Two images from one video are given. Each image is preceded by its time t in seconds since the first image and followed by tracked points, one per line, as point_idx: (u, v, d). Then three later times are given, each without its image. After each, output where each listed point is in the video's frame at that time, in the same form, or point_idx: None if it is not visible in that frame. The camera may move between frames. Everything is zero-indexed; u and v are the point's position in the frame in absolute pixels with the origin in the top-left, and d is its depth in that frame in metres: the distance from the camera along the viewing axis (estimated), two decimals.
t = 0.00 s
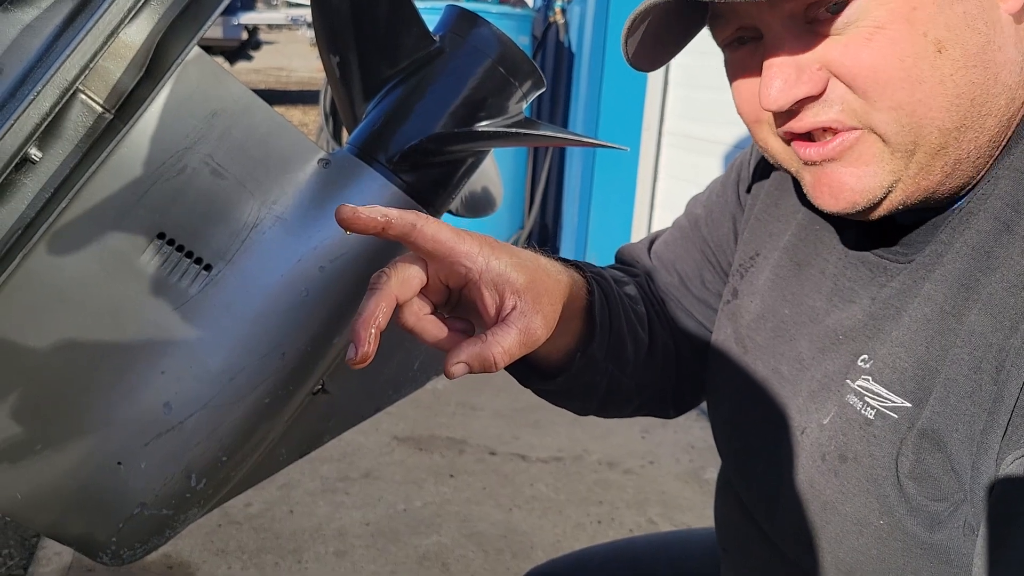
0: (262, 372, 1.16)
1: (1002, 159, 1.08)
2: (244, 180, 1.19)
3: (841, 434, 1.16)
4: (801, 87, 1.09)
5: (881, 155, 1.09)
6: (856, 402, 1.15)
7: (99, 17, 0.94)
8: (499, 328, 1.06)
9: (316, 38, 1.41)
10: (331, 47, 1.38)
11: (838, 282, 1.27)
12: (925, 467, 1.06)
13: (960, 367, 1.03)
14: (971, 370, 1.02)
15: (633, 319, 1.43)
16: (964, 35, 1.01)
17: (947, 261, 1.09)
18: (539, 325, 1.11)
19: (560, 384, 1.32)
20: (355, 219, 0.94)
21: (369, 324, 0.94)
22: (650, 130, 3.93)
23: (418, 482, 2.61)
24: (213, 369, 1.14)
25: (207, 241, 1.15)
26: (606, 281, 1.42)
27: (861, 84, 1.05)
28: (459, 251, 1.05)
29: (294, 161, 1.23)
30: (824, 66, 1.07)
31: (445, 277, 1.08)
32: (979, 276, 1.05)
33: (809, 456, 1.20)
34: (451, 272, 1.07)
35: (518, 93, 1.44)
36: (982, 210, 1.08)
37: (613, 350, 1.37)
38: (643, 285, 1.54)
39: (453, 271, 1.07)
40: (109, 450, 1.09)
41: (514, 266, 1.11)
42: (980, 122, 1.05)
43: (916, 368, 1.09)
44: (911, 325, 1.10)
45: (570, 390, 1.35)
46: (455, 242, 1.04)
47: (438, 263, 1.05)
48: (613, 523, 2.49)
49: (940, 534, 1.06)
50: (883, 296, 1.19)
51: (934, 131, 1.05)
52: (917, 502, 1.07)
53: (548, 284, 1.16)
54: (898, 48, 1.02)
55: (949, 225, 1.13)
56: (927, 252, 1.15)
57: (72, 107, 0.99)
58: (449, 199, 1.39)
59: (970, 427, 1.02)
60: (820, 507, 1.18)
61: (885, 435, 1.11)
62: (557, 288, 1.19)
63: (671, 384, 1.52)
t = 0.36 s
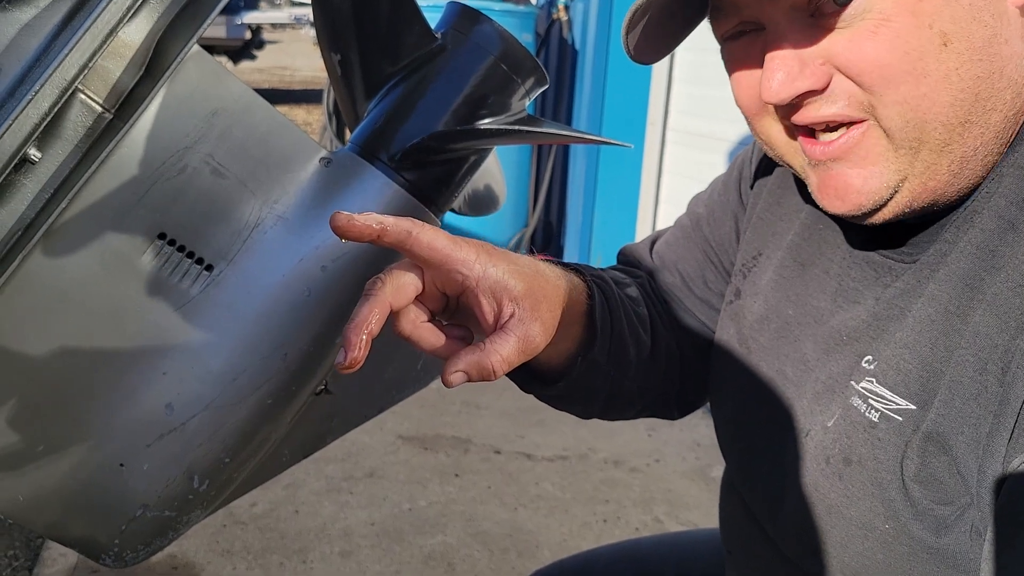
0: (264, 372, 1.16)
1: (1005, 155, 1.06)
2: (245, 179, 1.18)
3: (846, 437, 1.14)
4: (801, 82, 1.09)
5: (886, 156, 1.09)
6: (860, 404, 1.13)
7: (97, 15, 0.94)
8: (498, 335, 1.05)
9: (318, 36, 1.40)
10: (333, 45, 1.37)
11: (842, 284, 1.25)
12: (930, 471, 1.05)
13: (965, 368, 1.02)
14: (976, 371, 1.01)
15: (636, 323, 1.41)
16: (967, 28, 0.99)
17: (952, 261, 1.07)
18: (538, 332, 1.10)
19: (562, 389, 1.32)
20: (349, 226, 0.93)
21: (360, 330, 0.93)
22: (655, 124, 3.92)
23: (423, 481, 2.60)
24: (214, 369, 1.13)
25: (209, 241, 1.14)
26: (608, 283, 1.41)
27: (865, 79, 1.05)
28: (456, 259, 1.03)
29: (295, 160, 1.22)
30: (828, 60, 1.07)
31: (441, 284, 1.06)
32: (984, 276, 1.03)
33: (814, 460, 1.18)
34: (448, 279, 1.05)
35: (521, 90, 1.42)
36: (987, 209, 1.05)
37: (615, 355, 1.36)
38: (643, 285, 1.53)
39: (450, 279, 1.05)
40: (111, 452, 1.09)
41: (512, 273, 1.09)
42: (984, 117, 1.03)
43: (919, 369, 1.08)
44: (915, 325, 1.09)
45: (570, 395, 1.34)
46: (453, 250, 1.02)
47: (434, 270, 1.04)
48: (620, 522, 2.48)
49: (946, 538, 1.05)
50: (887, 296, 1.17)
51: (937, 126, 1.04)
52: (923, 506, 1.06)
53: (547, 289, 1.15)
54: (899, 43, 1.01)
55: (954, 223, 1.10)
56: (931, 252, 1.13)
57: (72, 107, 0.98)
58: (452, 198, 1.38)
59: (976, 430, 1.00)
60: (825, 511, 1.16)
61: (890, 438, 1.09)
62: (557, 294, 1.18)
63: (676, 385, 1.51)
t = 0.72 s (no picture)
0: (267, 369, 1.16)
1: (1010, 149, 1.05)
2: (247, 177, 1.18)
3: (849, 428, 1.14)
4: (814, 77, 1.09)
5: (895, 151, 1.09)
6: (864, 394, 1.14)
7: (98, 12, 0.94)
8: (506, 330, 1.05)
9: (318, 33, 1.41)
10: (333, 42, 1.38)
11: (841, 276, 1.25)
12: (934, 461, 1.05)
13: (969, 358, 1.01)
14: (981, 360, 1.00)
15: (640, 316, 1.42)
16: (977, 21, 0.99)
17: (956, 250, 1.07)
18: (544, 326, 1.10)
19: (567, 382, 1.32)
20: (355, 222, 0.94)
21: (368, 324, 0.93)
22: (656, 122, 3.91)
23: (427, 478, 2.60)
24: (218, 366, 1.13)
25: (211, 238, 1.14)
26: (611, 275, 1.42)
27: (878, 72, 1.05)
28: (462, 254, 1.04)
29: (296, 158, 1.23)
30: (840, 55, 1.08)
31: (447, 280, 1.07)
32: (988, 266, 1.03)
33: (817, 449, 1.18)
34: (454, 275, 1.06)
35: (522, 87, 1.42)
36: (991, 199, 1.05)
37: (621, 347, 1.36)
38: (648, 279, 1.53)
39: (456, 275, 1.05)
40: (114, 449, 1.09)
41: (518, 268, 1.09)
42: (992, 112, 1.03)
43: (924, 360, 1.08)
44: (918, 315, 1.09)
45: (579, 386, 1.34)
46: (458, 245, 1.03)
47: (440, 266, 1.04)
48: (623, 518, 2.48)
49: (951, 528, 1.04)
50: (888, 286, 1.17)
51: (948, 120, 1.03)
52: (927, 496, 1.06)
53: (553, 284, 1.15)
54: (910, 36, 1.02)
55: (957, 215, 1.10)
56: (931, 243, 1.13)
57: (74, 104, 0.99)
58: (454, 194, 1.39)
59: (981, 419, 1.00)
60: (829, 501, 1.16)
61: (894, 428, 1.09)
62: (563, 288, 1.18)
63: (678, 376, 1.50)
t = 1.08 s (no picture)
0: (273, 371, 1.17)
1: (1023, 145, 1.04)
2: (252, 180, 1.19)
3: (855, 415, 1.15)
4: (824, 69, 1.07)
5: (902, 150, 1.08)
6: (871, 381, 1.14)
7: (105, 18, 0.95)
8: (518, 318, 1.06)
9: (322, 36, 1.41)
10: (338, 44, 1.38)
11: (845, 262, 1.26)
12: (941, 449, 1.05)
13: (980, 348, 1.01)
14: (991, 350, 1.00)
15: (647, 306, 1.42)
16: (989, 22, 0.98)
17: (966, 239, 1.08)
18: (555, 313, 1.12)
19: (574, 372, 1.32)
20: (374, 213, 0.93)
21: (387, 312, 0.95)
22: (661, 122, 3.89)
23: (431, 479, 2.61)
24: (224, 368, 1.14)
25: (217, 240, 1.15)
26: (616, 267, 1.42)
27: (886, 72, 1.03)
28: (483, 243, 1.04)
29: (300, 161, 1.23)
30: (850, 49, 1.06)
31: (462, 267, 1.07)
32: (997, 254, 1.03)
33: (820, 436, 1.19)
34: (468, 263, 1.06)
35: (525, 88, 1.43)
36: (1001, 187, 1.05)
37: (627, 338, 1.37)
38: (657, 273, 1.53)
39: (471, 263, 1.06)
40: (121, 451, 1.10)
41: (531, 256, 1.10)
42: (1001, 113, 1.02)
43: (932, 348, 1.08)
44: (927, 302, 1.10)
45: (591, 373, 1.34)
46: (474, 234, 1.03)
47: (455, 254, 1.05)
48: (627, 518, 2.48)
49: (956, 516, 1.05)
50: (892, 273, 1.18)
51: (953, 122, 1.03)
52: (933, 484, 1.06)
53: (564, 272, 1.16)
54: (921, 38, 1.00)
55: (961, 207, 1.11)
56: (936, 231, 1.13)
57: (80, 109, 0.99)
58: (458, 195, 1.39)
59: (989, 408, 1.00)
60: (834, 488, 1.17)
61: (902, 416, 1.10)
62: (574, 277, 1.19)
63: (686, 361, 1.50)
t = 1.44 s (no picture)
0: (278, 369, 1.18)
1: (993, 170, 1.15)
2: (256, 179, 1.18)
3: (858, 417, 1.22)
4: (780, 55, 1.13)
5: (851, 141, 1.15)
6: (874, 383, 1.21)
7: (109, 17, 0.95)
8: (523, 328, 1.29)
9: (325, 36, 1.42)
10: (340, 44, 1.39)
11: (845, 268, 1.35)
12: (948, 450, 1.12)
13: (987, 348, 1.09)
14: (998, 352, 1.07)
15: (649, 351, 1.61)
16: (934, 47, 1.05)
17: (970, 241, 1.15)
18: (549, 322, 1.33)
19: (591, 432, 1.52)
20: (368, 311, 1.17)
21: (415, 354, 1.18)
22: (662, 122, 3.94)
23: (435, 479, 2.61)
24: (229, 366, 1.14)
25: (222, 240, 1.15)
26: (621, 326, 1.64)
27: (833, 74, 1.10)
28: (466, 310, 1.32)
29: (303, 160, 1.23)
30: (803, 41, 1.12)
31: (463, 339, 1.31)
32: (1002, 256, 1.11)
33: (821, 439, 1.26)
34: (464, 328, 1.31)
35: (529, 87, 1.43)
36: (1006, 191, 1.13)
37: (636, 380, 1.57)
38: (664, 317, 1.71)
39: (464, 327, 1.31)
40: (125, 451, 1.10)
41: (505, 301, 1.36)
42: (945, 131, 1.11)
43: (937, 349, 1.15)
44: (931, 304, 1.17)
45: (604, 430, 1.54)
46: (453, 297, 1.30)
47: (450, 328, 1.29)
48: (631, 518, 2.48)
49: (964, 517, 1.12)
50: (893, 275, 1.26)
51: (890, 132, 1.12)
52: (940, 485, 1.13)
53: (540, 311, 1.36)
54: (868, 48, 1.06)
55: (965, 206, 1.18)
56: (937, 233, 1.21)
57: (84, 108, 1.00)
58: (462, 194, 1.40)
59: (997, 410, 1.07)
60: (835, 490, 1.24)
61: (906, 418, 1.16)
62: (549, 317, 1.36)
63: (698, 392, 1.65)
